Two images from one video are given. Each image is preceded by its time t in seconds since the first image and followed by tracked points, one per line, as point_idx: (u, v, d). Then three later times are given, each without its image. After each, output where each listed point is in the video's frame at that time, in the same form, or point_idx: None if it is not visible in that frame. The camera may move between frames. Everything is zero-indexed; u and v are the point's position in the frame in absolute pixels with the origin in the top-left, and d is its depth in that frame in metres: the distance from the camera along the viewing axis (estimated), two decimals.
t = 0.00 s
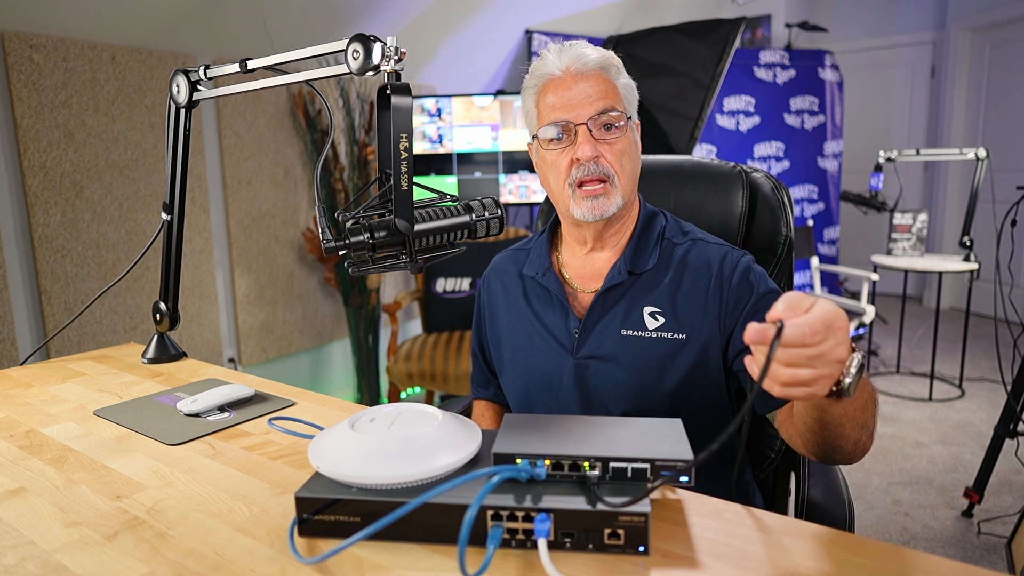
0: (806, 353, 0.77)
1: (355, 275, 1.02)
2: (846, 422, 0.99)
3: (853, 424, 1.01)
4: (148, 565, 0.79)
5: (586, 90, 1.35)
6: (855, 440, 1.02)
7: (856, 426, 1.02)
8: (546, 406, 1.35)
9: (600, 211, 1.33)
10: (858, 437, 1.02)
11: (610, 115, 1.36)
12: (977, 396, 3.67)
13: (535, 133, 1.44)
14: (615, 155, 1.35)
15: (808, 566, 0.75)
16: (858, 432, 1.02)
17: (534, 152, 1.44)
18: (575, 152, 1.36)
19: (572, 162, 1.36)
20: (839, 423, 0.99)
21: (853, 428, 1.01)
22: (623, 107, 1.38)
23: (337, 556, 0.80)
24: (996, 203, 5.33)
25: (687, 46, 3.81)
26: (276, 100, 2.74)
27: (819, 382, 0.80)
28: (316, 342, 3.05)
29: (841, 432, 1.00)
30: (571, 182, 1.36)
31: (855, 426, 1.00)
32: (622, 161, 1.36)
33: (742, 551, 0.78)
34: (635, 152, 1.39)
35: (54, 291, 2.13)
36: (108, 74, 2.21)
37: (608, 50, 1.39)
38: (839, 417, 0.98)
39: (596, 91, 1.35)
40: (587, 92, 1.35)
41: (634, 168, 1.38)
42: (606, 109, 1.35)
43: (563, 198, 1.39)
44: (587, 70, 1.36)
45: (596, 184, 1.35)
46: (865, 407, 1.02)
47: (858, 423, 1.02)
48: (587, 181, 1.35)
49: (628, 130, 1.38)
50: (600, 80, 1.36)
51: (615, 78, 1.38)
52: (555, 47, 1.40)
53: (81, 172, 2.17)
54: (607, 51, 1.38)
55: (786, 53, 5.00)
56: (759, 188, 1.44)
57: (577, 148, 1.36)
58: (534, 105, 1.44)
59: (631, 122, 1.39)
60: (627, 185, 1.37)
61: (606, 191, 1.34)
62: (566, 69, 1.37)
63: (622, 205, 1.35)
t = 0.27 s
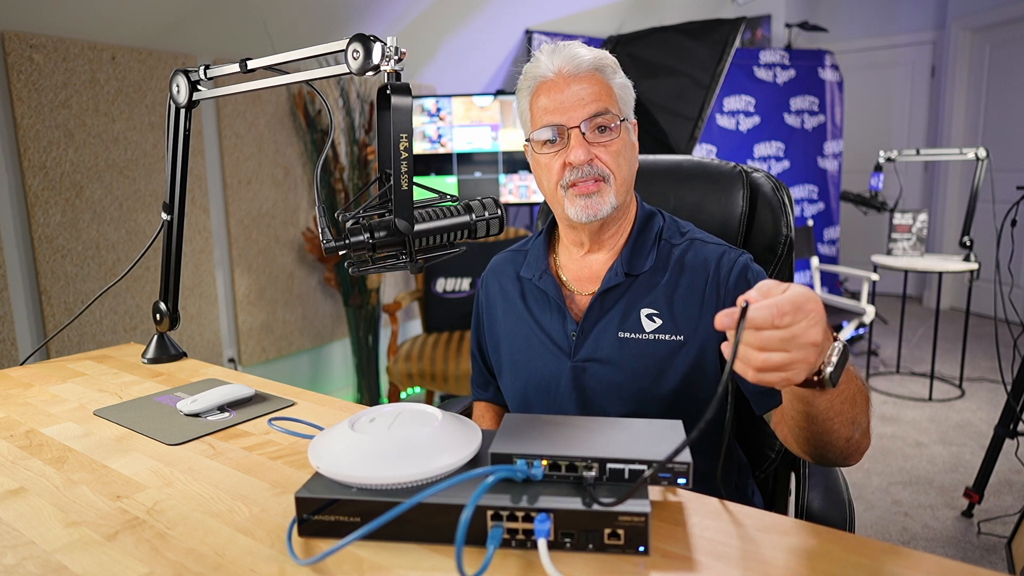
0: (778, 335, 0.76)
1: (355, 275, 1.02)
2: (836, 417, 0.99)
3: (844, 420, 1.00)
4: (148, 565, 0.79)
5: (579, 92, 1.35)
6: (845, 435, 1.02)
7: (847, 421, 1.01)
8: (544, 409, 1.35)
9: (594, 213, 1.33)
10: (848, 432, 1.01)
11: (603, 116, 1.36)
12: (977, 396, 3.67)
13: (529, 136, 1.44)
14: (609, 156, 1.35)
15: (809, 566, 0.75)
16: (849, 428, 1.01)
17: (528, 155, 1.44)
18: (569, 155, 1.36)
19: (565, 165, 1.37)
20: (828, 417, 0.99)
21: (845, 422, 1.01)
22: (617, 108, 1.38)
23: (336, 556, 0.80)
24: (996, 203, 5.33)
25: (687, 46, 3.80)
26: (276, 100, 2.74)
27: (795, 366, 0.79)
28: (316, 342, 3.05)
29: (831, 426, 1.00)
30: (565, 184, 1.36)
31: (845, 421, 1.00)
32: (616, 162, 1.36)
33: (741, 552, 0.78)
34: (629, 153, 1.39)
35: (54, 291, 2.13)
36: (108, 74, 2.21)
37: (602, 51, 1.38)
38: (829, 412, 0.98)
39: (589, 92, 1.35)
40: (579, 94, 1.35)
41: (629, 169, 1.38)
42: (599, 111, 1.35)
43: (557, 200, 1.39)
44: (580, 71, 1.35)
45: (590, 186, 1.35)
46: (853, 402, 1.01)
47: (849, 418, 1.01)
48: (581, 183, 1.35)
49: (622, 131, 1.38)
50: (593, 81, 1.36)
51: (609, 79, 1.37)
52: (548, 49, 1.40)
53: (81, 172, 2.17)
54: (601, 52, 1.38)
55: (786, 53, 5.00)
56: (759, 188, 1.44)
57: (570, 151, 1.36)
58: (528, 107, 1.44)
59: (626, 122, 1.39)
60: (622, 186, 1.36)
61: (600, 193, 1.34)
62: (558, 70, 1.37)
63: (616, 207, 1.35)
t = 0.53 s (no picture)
0: (787, 347, 0.77)
1: (355, 275, 1.02)
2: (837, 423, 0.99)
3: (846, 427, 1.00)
4: (148, 565, 0.79)
5: (577, 89, 1.35)
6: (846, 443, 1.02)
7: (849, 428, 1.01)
8: (543, 409, 1.35)
9: (591, 211, 1.34)
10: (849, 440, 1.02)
11: (601, 115, 1.36)
12: (977, 396, 3.67)
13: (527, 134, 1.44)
14: (606, 155, 1.35)
15: (808, 566, 0.75)
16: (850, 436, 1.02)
17: (525, 153, 1.45)
18: (565, 153, 1.36)
19: (562, 163, 1.37)
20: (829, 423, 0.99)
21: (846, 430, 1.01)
22: (615, 106, 1.38)
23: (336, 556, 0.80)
24: (996, 203, 5.33)
25: (687, 46, 3.80)
26: (276, 100, 2.74)
27: (804, 378, 0.79)
28: (316, 342, 3.05)
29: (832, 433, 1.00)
30: (562, 182, 1.37)
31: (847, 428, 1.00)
32: (613, 161, 1.36)
33: (741, 552, 0.78)
34: (627, 152, 1.39)
35: (54, 291, 2.13)
36: (108, 74, 2.21)
37: (600, 49, 1.38)
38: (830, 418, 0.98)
39: (587, 90, 1.35)
40: (577, 92, 1.35)
41: (627, 168, 1.38)
42: (597, 109, 1.35)
43: (554, 198, 1.39)
44: (578, 69, 1.35)
45: (587, 184, 1.35)
46: (855, 409, 1.01)
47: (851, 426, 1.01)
48: (578, 181, 1.35)
49: (620, 130, 1.37)
50: (590, 79, 1.35)
51: (607, 77, 1.37)
52: (546, 46, 1.40)
53: (81, 172, 2.17)
54: (599, 50, 1.38)
55: (786, 53, 5.00)
56: (759, 188, 1.44)
57: (567, 149, 1.36)
58: (526, 105, 1.44)
59: (624, 121, 1.39)
60: (619, 184, 1.36)
61: (597, 191, 1.34)
62: (556, 69, 1.37)
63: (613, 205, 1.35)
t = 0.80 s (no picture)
0: (799, 354, 0.77)
1: (355, 275, 1.02)
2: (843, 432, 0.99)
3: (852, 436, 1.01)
4: (148, 565, 0.79)
5: (577, 86, 1.35)
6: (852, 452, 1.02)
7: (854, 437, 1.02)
8: (544, 411, 1.35)
9: (592, 208, 1.33)
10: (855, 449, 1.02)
11: (601, 111, 1.36)
12: (977, 396, 3.67)
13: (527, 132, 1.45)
14: (606, 151, 1.35)
15: (808, 566, 0.75)
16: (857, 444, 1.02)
17: (526, 151, 1.45)
18: (565, 149, 1.36)
19: (562, 159, 1.37)
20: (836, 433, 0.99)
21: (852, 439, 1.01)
22: (615, 103, 1.38)
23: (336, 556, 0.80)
24: (996, 203, 5.33)
25: (686, 46, 3.80)
26: (276, 100, 2.74)
27: (815, 386, 0.80)
28: (316, 342, 3.05)
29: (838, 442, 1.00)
30: (562, 179, 1.37)
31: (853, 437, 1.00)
32: (614, 157, 1.36)
33: (741, 552, 0.78)
34: (628, 149, 1.38)
35: (54, 291, 2.13)
36: (108, 74, 2.21)
37: (600, 46, 1.38)
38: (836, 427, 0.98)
39: (586, 87, 1.35)
40: (576, 88, 1.35)
41: (628, 164, 1.38)
42: (597, 105, 1.35)
43: (554, 196, 1.39)
44: (577, 66, 1.35)
45: (588, 180, 1.35)
46: (862, 418, 1.01)
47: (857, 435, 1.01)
48: (578, 178, 1.35)
49: (620, 126, 1.37)
50: (590, 75, 1.35)
51: (607, 74, 1.37)
52: (545, 44, 1.40)
53: (81, 172, 2.17)
54: (599, 47, 1.38)
55: (786, 53, 5.00)
56: (760, 188, 1.44)
57: (566, 145, 1.36)
58: (526, 103, 1.44)
59: (624, 118, 1.39)
60: (620, 181, 1.36)
61: (598, 188, 1.34)
62: (555, 66, 1.37)
63: (614, 201, 1.35)
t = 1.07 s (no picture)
0: (851, 421, 0.85)
1: (355, 275, 1.02)
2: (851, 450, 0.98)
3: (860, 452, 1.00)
4: (148, 565, 0.79)
5: (576, 87, 1.35)
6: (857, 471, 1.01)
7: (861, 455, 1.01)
8: (544, 411, 1.35)
9: (590, 209, 1.33)
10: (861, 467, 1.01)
11: (600, 112, 1.36)
12: (977, 396, 3.67)
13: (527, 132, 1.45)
14: (605, 152, 1.35)
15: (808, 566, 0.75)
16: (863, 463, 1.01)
17: (526, 151, 1.45)
18: (564, 150, 1.36)
19: (562, 160, 1.37)
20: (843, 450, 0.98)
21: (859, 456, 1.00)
22: (615, 103, 1.38)
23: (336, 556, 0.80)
24: (996, 203, 5.33)
25: (686, 46, 3.80)
26: (276, 100, 2.74)
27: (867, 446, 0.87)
28: (316, 342, 3.05)
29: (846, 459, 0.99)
30: (561, 180, 1.37)
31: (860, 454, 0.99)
32: (613, 158, 1.36)
33: (741, 552, 0.78)
34: (627, 149, 1.38)
35: (54, 291, 2.13)
36: (108, 74, 2.21)
37: (600, 46, 1.38)
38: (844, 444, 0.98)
39: (585, 87, 1.35)
40: (575, 89, 1.35)
41: (628, 165, 1.38)
42: (596, 106, 1.35)
43: (554, 196, 1.39)
44: (576, 66, 1.35)
45: (587, 182, 1.35)
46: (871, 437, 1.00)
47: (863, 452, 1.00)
48: (577, 179, 1.35)
49: (620, 127, 1.37)
50: (589, 75, 1.35)
51: (606, 74, 1.37)
52: (545, 44, 1.40)
53: (81, 172, 2.17)
54: (598, 46, 1.37)
55: (786, 53, 4.99)
56: (766, 189, 1.44)
57: (566, 146, 1.36)
58: (526, 104, 1.44)
59: (625, 118, 1.38)
60: (619, 182, 1.36)
61: (597, 189, 1.34)
62: (554, 66, 1.37)
63: (613, 202, 1.35)
